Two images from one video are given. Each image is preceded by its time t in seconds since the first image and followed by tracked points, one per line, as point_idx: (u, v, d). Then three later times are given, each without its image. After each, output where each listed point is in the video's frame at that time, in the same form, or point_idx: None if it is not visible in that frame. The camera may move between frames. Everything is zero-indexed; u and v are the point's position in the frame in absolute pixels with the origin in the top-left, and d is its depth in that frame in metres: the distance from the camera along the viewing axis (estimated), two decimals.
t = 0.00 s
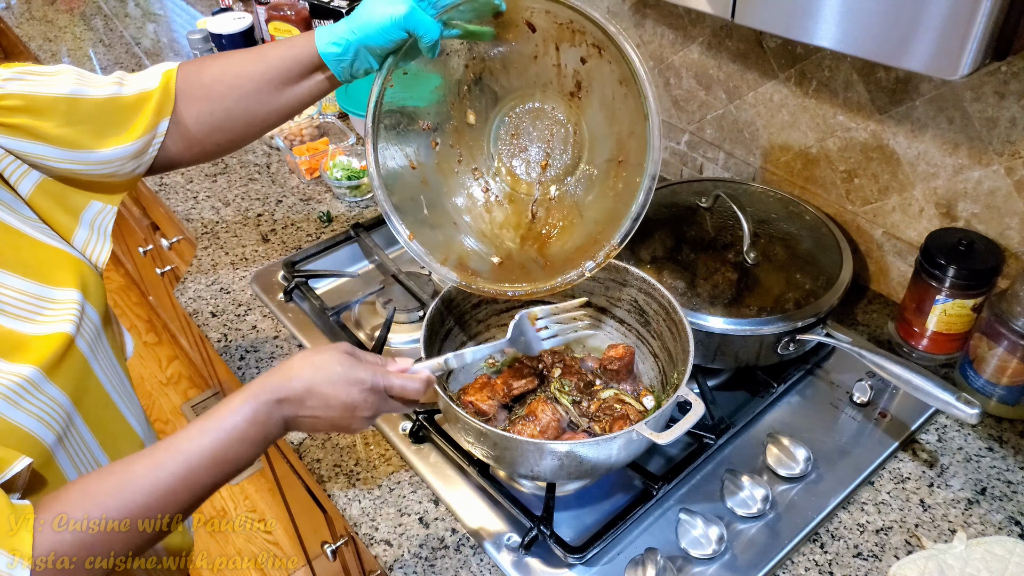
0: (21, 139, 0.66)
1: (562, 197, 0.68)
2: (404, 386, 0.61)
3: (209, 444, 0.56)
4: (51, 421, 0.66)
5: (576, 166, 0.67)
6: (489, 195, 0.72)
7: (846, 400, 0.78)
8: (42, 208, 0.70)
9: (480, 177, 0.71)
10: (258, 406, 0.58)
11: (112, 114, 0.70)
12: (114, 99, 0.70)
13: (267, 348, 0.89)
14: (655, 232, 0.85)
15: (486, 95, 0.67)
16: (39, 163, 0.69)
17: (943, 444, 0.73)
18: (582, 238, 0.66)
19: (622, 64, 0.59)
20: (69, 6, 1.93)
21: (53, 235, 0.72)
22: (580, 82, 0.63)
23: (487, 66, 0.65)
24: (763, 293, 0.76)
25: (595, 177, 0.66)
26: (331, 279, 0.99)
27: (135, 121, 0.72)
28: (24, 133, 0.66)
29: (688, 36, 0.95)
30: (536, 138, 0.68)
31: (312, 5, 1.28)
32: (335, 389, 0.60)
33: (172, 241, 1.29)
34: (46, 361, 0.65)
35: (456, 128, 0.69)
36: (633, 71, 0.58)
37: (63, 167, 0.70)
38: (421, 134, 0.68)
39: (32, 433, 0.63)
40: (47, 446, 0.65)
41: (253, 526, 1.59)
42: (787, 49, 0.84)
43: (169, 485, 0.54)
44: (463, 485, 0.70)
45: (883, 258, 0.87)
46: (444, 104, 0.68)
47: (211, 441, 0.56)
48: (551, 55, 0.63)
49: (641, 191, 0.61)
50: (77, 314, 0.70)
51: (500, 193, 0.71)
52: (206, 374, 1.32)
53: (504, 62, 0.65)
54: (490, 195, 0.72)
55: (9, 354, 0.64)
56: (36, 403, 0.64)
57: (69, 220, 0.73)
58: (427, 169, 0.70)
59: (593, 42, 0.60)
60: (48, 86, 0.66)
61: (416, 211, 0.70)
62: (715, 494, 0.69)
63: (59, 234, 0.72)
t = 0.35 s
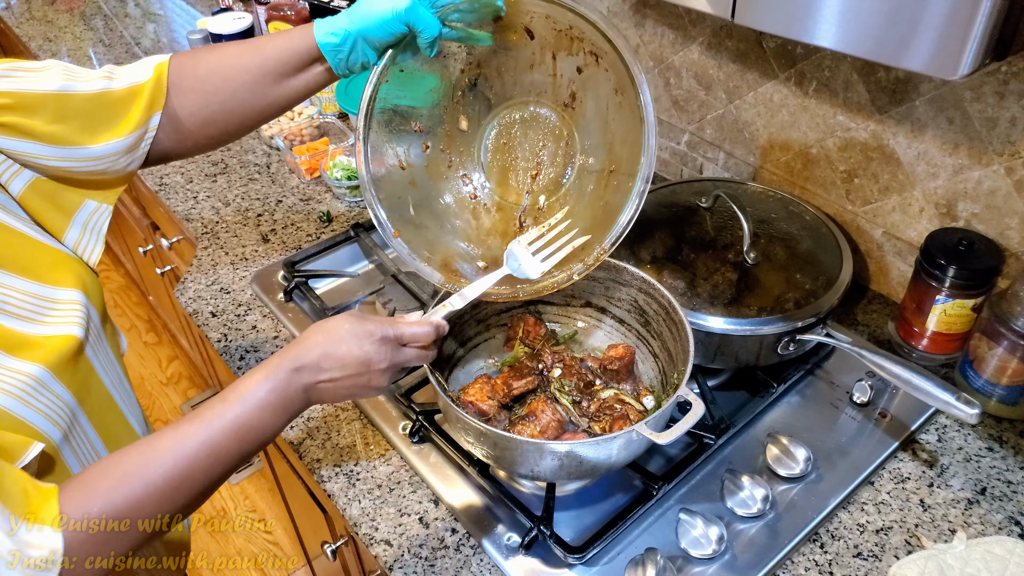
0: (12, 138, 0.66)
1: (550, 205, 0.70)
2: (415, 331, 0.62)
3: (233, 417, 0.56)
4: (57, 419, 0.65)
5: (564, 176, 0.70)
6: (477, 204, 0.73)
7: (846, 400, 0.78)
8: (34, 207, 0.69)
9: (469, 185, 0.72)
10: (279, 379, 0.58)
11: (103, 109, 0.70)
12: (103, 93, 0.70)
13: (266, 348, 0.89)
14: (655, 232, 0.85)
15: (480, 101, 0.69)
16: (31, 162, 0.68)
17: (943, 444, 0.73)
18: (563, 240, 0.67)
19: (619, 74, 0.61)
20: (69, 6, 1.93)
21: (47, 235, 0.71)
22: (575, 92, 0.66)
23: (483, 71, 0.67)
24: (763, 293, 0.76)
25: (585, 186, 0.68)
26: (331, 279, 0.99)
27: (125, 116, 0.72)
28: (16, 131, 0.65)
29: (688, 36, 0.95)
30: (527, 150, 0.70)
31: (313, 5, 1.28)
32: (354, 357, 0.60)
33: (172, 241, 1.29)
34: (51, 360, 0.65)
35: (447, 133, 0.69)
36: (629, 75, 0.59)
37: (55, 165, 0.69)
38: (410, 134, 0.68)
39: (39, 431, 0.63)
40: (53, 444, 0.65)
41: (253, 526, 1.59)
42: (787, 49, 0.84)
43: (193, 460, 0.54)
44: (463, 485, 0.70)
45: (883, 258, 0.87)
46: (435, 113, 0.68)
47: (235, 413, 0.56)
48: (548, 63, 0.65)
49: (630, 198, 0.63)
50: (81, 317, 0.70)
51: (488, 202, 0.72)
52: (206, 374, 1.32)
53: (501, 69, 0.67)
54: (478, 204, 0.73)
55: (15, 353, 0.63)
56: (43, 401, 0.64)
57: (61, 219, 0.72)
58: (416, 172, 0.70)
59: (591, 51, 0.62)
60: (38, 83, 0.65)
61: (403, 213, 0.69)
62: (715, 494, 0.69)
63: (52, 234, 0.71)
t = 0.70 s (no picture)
0: (7, 136, 0.65)
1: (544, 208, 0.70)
2: (427, 368, 0.61)
3: (231, 442, 0.54)
4: (54, 425, 0.65)
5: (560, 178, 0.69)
6: (471, 203, 0.72)
7: (846, 400, 0.78)
8: (30, 205, 0.69)
9: (463, 187, 0.72)
10: (282, 404, 0.56)
11: (98, 103, 0.69)
12: (97, 87, 0.69)
13: (266, 348, 0.89)
14: (655, 232, 0.85)
15: (477, 103, 0.69)
16: (26, 159, 0.67)
17: (943, 444, 0.73)
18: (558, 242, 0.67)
19: (620, 77, 0.62)
20: (68, 6, 1.93)
21: (44, 234, 0.70)
22: (573, 96, 0.66)
23: (481, 71, 0.67)
24: (763, 293, 0.76)
25: (580, 190, 0.68)
26: (331, 279, 0.99)
27: (120, 110, 0.71)
28: (11, 129, 0.64)
29: (688, 36, 0.95)
30: (523, 152, 0.70)
31: (313, 5, 1.28)
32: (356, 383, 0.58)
33: (172, 241, 1.29)
34: (50, 367, 0.65)
35: (443, 133, 0.70)
36: (632, 77, 0.60)
37: (50, 162, 0.68)
38: (406, 132, 0.68)
39: (35, 436, 0.63)
40: (49, 449, 0.65)
41: (253, 526, 1.59)
42: (787, 49, 0.84)
43: (187, 485, 0.53)
44: (463, 485, 0.70)
45: (883, 258, 0.87)
46: (433, 111, 0.68)
47: (233, 439, 0.54)
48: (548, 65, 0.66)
49: (628, 198, 0.63)
50: (79, 321, 0.70)
51: (483, 203, 0.72)
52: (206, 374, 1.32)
53: (500, 71, 0.67)
54: (473, 204, 0.72)
55: (14, 359, 0.63)
56: (41, 408, 0.64)
57: (59, 216, 0.71)
58: (410, 170, 0.70)
59: (591, 52, 0.62)
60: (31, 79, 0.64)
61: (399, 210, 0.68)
62: (715, 494, 0.69)
63: (49, 231, 0.71)
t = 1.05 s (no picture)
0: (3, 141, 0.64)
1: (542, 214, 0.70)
2: (426, 365, 0.61)
3: (229, 444, 0.54)
4: (56, 426, 0.65)
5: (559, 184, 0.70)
6: (469, 210, 0.71)
7: (846, 400, 0.78)
8: (24, 209, 0.68)
9: (459, 194, 0.71)
10: (281, 405, 0.56)
11: (93, 108, 0.69)
12: (92, 91, 0.69)
13: (266, 348, 0.89)
14: (655, 232, 0.85)
15: (474, 110, 0.69)
16: (22, 164, 0.67)
17: (943, 444, 0.73)
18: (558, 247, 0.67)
19: (619, 85, 0.63)
20: (69, 6, 1.93)
21: (38, 237, 0.70)
22: (569, 103, 0.67)
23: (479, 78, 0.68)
24: (763, 293, 0.76)
25: (576, 196, 0.69)
26: (331, 279, 0.99)
27: (117, 114, 0.71)
28: (7, 133, 0.64)
29: (688, 36, 0.95)
30: (519, 159, 0.70)
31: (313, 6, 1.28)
32: (356, 384, 0.58)
33: (172, 241, 1.29)
34: (48, 367, 0.65)
35: (440, 139, 0.69)
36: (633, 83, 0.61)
37: (48, 167, 0.68)
38: (404, 138, 0.68)
39: (36, 438, 0.62)
40: (51, 450, 0.64)
41: (253, 526, 1.59)
42: (787, 49, 0.84)
43: (186, 488, 0.53)
44: (463, 485, 0.70)
45: (883, 258, 0.87)
46: (431, 118, 0.68)
47: (231, 440, 0.54)
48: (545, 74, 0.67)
49: (629, 199, 0.63)
50: (76, 322, 0.70)
51: (481, 209, 0.71)
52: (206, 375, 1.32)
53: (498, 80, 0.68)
54: (471, 211, 0.71)
55: (11, 361, 0.63)
56: (42, 410, 0.64)
57: (53, 220, 0.71)
58: (408, 175, 0.69)
59: (589, 59, 0.64)
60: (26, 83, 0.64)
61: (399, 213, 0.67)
62: (715, 494, 0.69)
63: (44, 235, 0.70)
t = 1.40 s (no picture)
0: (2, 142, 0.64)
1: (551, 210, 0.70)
2: (387, 380, 0.61)
3: (203, 476, 0.54)
4: (58, 437, 0.65)
5: (563, 185, 0.70)
6: (478, 210, 0.71)
7: (846, 400, 0.78)
8: (22, 212, 0.68)
9: (466, 194, 0.71)
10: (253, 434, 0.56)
11: (92, 108, 0.69)
12: (91, 92, 0.69)
13: (267, 348, 0.89)
14: (655, 232, 0.85)
15: (477, 114, 0.69)
16: (20, 166, 0.67)
17: (943, 444, 0.73)
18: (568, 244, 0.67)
19: (626, 84, 0.64)
20: (68, 6, 1.93)
21: (36, 240, 0.70)
22: (573, 104, 0.68)
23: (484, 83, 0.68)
24: (763, 293, 0.76)
25: (584, 192, 0.69)
26: (331, 279, 0.99)
27: (116, 115, 0.71)
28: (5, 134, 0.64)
29: (688, 36, 0.95)
30: (524, 160, 0.70)
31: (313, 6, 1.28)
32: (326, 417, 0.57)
33: (172, 241, 1.29)
34: (49, 378, 0.65)
35: (446, 143, 0.69)
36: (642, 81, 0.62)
37: (47, 168, 0.68)
38: (412, 138, 0.67)
39: (40, 451, 0.62)
40: (54, 463, 0.64)
41: (253, 526, 1.59)
42: (787, 49, 0.84)
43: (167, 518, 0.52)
44: (463, 485, 0.70)
45: (883, 258, 0.87)
46: (438, 121, 0.68)
47: (205, 472, 0.54)
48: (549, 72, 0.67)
49: (643, 192, 0.64)
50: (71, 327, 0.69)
51: (489, 209, 0.71)
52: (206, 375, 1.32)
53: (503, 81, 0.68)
54: (479, 210, 0.71)
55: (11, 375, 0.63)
56: (43, 421, 0.63)
57: (52, 225, 0.71)
58: (415, 177, 0.68)
59: (593, 59, 0.64)
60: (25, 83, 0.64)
61: (407, 211, 0.66)
62: (715, 494, 0.69)
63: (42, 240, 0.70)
